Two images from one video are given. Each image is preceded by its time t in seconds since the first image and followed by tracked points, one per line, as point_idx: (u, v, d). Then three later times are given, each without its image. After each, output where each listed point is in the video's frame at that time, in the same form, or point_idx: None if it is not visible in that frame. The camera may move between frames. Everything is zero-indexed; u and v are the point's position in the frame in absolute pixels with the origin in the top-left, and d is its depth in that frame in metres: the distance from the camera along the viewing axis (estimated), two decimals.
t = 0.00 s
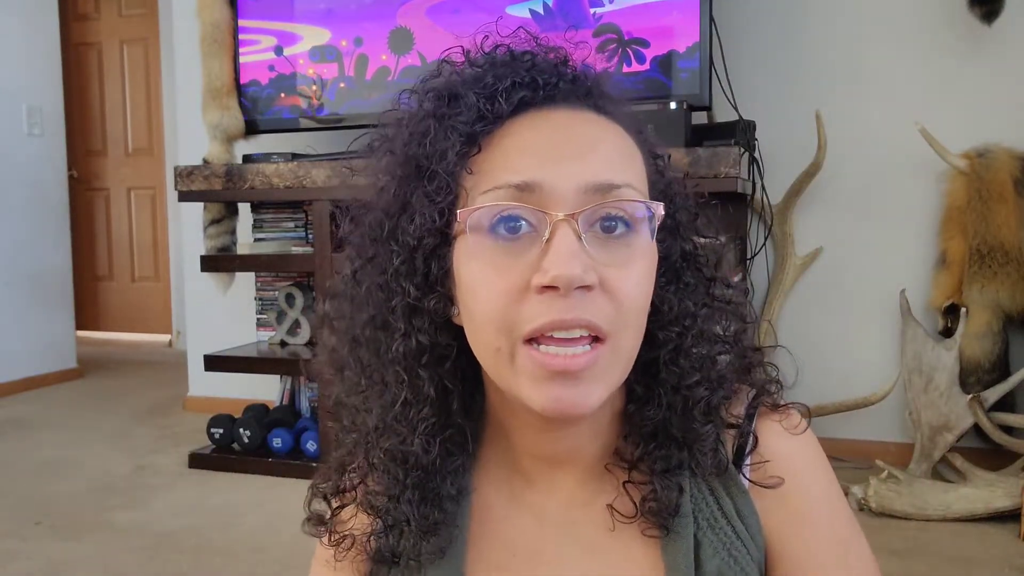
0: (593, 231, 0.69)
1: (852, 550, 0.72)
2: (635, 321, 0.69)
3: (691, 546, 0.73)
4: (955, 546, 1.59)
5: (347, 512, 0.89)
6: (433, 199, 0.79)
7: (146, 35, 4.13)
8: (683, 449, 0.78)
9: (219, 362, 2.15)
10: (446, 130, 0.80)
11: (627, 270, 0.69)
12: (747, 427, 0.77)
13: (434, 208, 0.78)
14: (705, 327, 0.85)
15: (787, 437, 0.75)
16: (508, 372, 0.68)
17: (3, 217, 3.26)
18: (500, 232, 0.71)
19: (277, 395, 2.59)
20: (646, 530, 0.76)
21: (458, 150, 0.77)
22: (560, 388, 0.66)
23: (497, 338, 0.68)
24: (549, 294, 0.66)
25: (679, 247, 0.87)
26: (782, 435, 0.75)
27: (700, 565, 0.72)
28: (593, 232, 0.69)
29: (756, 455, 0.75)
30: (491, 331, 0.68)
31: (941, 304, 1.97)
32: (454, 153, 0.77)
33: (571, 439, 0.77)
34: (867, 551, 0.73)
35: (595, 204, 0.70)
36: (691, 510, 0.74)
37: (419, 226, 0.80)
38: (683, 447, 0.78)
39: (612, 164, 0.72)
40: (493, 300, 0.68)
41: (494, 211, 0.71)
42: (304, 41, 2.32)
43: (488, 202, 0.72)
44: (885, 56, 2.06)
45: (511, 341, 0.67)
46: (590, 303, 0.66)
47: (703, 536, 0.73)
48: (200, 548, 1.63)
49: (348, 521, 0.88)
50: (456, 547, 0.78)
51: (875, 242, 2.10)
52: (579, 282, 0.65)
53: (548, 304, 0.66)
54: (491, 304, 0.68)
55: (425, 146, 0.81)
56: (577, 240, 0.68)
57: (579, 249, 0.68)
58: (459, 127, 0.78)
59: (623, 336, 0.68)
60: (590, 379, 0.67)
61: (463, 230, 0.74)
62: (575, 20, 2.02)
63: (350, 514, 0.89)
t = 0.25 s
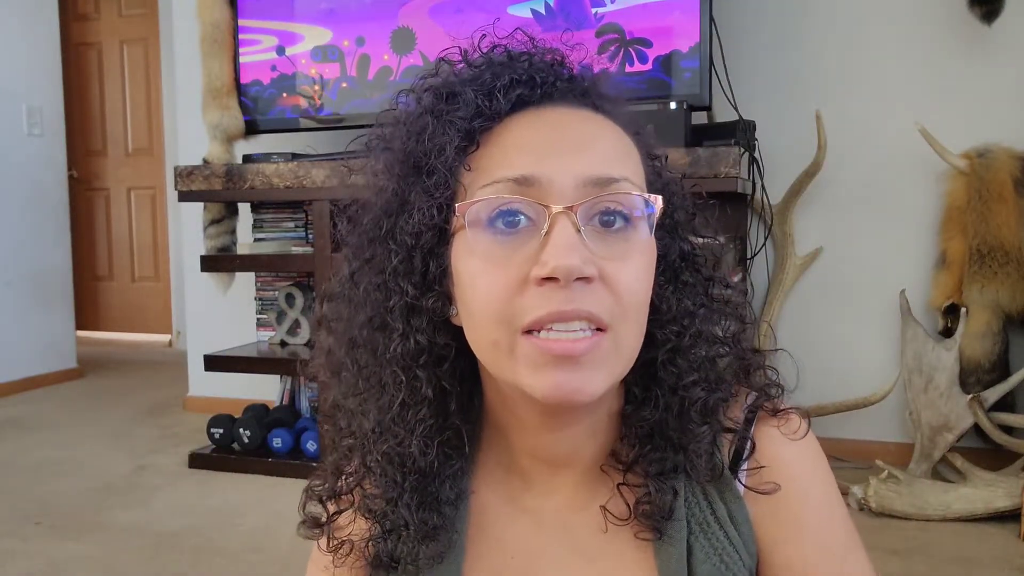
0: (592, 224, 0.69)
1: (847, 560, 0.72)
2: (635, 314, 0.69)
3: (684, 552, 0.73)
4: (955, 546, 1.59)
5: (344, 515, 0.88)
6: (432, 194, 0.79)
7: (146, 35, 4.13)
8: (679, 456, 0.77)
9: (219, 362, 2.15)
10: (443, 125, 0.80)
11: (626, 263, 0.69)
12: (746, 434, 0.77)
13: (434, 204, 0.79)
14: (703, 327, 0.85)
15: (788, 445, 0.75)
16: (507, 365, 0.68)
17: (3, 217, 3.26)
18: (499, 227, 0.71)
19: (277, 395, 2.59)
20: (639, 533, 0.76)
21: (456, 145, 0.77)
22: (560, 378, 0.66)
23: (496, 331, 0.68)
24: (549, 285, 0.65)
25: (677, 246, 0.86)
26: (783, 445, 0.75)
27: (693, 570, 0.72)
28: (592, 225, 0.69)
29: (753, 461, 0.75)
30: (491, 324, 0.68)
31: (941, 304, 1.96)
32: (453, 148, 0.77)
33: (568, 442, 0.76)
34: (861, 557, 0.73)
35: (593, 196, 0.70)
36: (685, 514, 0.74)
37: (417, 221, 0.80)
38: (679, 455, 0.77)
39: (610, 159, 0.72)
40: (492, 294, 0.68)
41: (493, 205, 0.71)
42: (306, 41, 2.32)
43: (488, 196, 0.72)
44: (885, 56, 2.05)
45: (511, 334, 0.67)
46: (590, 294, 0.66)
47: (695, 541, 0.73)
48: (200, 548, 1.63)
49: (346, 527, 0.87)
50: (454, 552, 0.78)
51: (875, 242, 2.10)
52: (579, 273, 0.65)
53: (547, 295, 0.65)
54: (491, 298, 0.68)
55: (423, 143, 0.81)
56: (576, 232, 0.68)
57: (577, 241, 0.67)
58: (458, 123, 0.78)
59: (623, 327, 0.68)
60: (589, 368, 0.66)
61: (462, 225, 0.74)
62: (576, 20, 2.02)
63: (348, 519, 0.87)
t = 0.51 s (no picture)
0: (592, 227, 0.69)
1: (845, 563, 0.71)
2: (634, 318, 0.69)
3: (682, 556, 0.73)
4: (956, 546, 1.59)
5: (343, 512, 0.88)
6: (433, 190, 0.79)
7: (146, 35, 4.13)
8: (676, 459, 0.77)
9: (219, 362, 2.15)
10: (448, 121, 0.80)
11: (625, 267, 0.69)
12: (745, 435, 0.77)
13: (435, 200, 0.79)
14: (703, 331, 0.86)
15: (785, 447, 0.75)
16: (505, 365, 0.68)
17: (3, 217, 3.26)
18: (499, 227, 0.71)
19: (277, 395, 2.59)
20: (636, 535, 0.76)
21: (459, 143, 0.77)
22: (559, 378, 0.66)
23: (496, 331, 0.68)
24: (548, 287, 0.65)
25: (678, 251, 0.87)
26: (781, 446, 0.75)
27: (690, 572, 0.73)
28: (593, 228, 0.69)
29: (751, 462, 0.75)
30: (490, 322, 0.68)
31: (941, 304, 1.97)
32: (456, 146, 0.77)
33: (565, 442, 0.76)
34: (860, 558, 0.72)
35: (594, 200, 0.70)
36: (683, 518, 0.75)
37: (417, 218, 0.80)
38: (676, 458, 0.77)
39: (613, 161, 0.72)
40: (492, 293, 0.68)
41: (495, 204, 0.71)
42: (308, 41, 2.32)
43: (490, 193, 0.72)
44: (885, 56, 2.06)
45: (509, 333, 0.67)
46: (590, 298, 0.66)
47: (693, 543, 0.73)
48: (200, 548, 1.62)
49: (343, 523, 0.87)
50: (450, 551, 0.77)
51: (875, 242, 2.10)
52: (577, 276, 0.65)
53: (546, 297, 0.65)
54: (491, 297, 0.68)
55: (426, 139, 0.81)
56: (576, 235, 0.68)
57: (578, 243, 0.67)
58: (462, 120, 0.78)
59: (622, 331, 0.68)
60: (587, 370, 0.66)
61: (462, 223, 0.74)
62: (578, 20, 2.02)
63: (344, 516, 0.87)
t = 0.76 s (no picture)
0: (590, 221, 0.70)
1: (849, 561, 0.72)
2: (633, 312, 0.69)
3: (687, 554, 0.72)
4: (956, 546, 1.59)
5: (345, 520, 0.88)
6: (428, 195, 0.79)
7: (147, 35, 4.13)
8: (681, 453, 0.77)
9: (219, 362, 2.15)
10: (439, 126, 0.79)
11: (623, 260, 0.69)
12: (747, 429, 0.77)
13: (430, 206, 0.79)
14: (699, 322, 0.86)
15: (789, 441, 0.75)
16: (511, 365, 0.67)
17: (3, 217, 3.26)
18: (497, 226, 0.71)
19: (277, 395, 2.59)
20: (643, 531, 0.76)
21: (452, 146, 0.77)
22: (565, 378, 0.66)
23: (500, 331, 0.68)
24: (551, 284, 0.65)
25: (672, 242, 0.87)
26: (785, 440, 0.75)
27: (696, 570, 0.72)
28: (590, 222, 0.70)
29: (755, 454, 0.75)
30: (494, 322, 0.68)
31: (941, 303, 1.97)
32: (449, 149, 0.77)
33: (569, 438, 0.76)
34: (864, 556, 0.73)
35: (588, 194, 0.70)
36: (688, 513, 0.74)
37: (414, 226, 0.80)
38: (681, 452, 0.77)
39: (606, 156, 0.72)
40: (495, 293, 0.68)
41: (493, 205, 0.71)
42: (309, 41, 2.32)
43: (487, 196, 0.72)
44: (885, 56, 2.05)
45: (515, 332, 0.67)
46: (591, 292, 0.66)
47: (698, 541, 0.73)
48: (200, 549, 1.62)
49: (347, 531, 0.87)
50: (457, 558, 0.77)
51: (875, 242, 2.10)
52: (579, 269, 0.65)
53: (550, 294, 0.65)
54: (494, 297, 0.68)
55: (419, 145, 0.82)
56: (575, 229, 0.68)
57: (577, 238, 0.68)
58: (453, 124, 0.78)
59: (623, 324, 0.68)
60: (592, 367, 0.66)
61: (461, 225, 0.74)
62: (580, 20, 2.02)
63: (349, 524, 0.88)
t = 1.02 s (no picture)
0: (598, 226, 0.70)
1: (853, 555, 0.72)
2: (643, 317, 0.69)
3: (698, 545, 0.73)
4: (956, 546, 1.59)
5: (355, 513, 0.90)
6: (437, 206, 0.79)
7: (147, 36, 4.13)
8: (692, 444, 0.78)
9: (219, 362, 2.15)
10: (444, 138, 0.80)
11: (632, 264, 0.69)
12: (754, 425, 0.77)
13: (439, 217, 0.78)
14: (706, 316, 0.85)
15: (793, 432, 0.76)
16: (525, 374, 0.68)
17: (3, 217, 3.26)
18: (506, 235, 0.71)
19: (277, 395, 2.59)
20: (655, 524, 0.76)
21: (458, 157, 0.77)
22: (576, 388, 0.66)
23: (513, 340, 0.68)
24: (563, 294, 0.65)
25: (678, 236, 0.87)
26: (789, 432, 0.76)
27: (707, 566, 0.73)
28: (598, 227, 0.70)
29: (762, 444, 0.76)
30: (507, 332, 0.68)
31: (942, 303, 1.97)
32: (455, 159, 0.77)
33: (581, 434, 0.76)
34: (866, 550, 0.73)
35: (595, 200, 0.70)
36: (698, 506, 0.74)
37: (424, 236, 0.80)
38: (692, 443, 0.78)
39: (611, 158, 0.72)
40: (507, 303, 0.68)
41: (501, 215, 0.71)
42: (311, 40, 2.32)
43: (495, 207, 0.72)
44: (886, 56, 2.06)
45: (528, 341, 0.67)
46: (602, 299, 0.66)
47: (709, 535, 0.73)
48: (200, 549, 1.62)
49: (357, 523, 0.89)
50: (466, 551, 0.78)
51: (875, 242, 2.10)
52: (589, 279, 0.65)
53: (562, 303, 0.65)
54: (506, 307, 0.68)
55: (425, 156, 0.82)
56: (583, 237, 0.68)
57: (585, 245, 0.68)
58: (458, 135, 0.78)
59: (633, 329, 0.68)
60: (603, 377, 0.66)
61: (470, 234, 0.74)
62: (582, 19, 2.02)
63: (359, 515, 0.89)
